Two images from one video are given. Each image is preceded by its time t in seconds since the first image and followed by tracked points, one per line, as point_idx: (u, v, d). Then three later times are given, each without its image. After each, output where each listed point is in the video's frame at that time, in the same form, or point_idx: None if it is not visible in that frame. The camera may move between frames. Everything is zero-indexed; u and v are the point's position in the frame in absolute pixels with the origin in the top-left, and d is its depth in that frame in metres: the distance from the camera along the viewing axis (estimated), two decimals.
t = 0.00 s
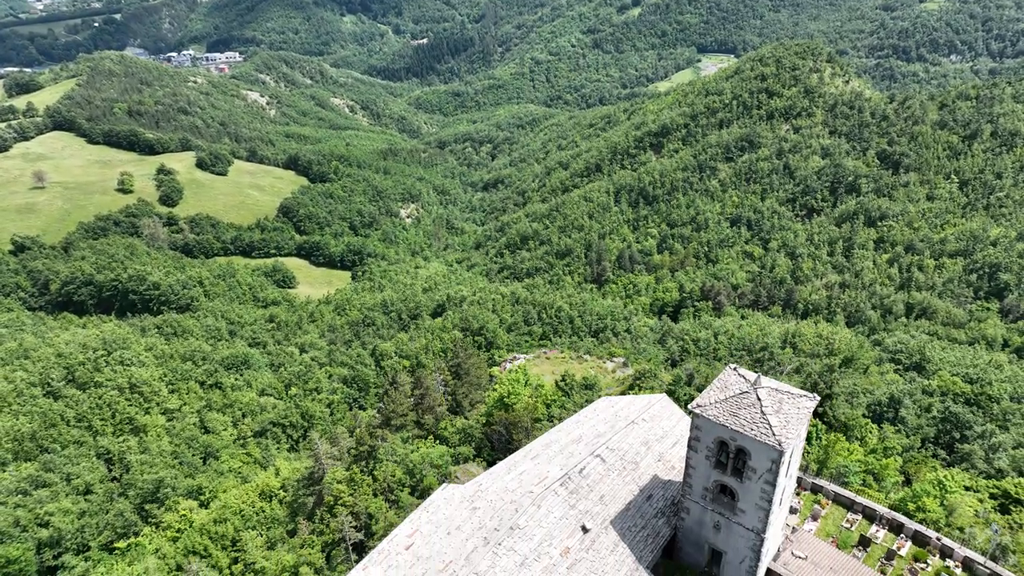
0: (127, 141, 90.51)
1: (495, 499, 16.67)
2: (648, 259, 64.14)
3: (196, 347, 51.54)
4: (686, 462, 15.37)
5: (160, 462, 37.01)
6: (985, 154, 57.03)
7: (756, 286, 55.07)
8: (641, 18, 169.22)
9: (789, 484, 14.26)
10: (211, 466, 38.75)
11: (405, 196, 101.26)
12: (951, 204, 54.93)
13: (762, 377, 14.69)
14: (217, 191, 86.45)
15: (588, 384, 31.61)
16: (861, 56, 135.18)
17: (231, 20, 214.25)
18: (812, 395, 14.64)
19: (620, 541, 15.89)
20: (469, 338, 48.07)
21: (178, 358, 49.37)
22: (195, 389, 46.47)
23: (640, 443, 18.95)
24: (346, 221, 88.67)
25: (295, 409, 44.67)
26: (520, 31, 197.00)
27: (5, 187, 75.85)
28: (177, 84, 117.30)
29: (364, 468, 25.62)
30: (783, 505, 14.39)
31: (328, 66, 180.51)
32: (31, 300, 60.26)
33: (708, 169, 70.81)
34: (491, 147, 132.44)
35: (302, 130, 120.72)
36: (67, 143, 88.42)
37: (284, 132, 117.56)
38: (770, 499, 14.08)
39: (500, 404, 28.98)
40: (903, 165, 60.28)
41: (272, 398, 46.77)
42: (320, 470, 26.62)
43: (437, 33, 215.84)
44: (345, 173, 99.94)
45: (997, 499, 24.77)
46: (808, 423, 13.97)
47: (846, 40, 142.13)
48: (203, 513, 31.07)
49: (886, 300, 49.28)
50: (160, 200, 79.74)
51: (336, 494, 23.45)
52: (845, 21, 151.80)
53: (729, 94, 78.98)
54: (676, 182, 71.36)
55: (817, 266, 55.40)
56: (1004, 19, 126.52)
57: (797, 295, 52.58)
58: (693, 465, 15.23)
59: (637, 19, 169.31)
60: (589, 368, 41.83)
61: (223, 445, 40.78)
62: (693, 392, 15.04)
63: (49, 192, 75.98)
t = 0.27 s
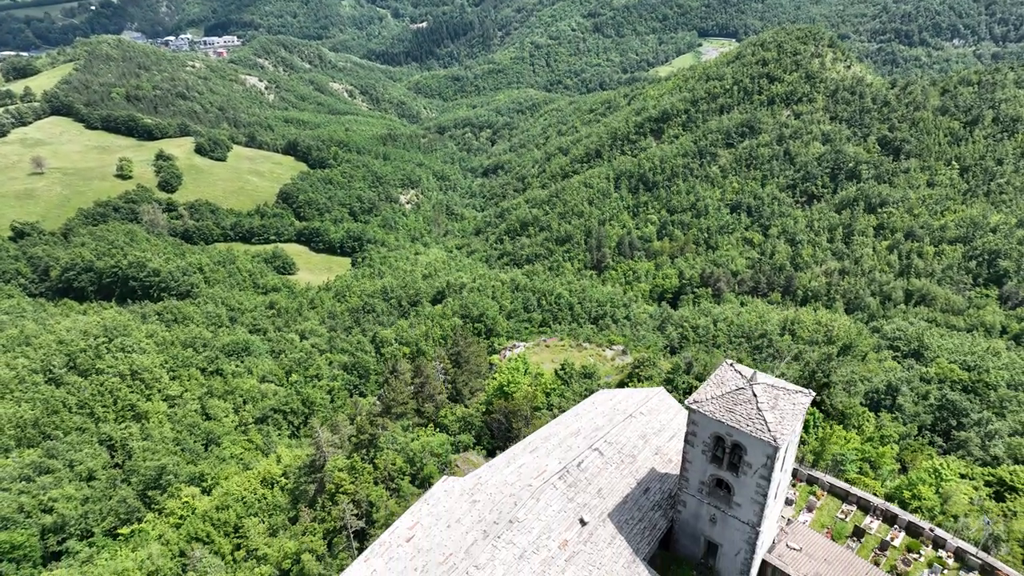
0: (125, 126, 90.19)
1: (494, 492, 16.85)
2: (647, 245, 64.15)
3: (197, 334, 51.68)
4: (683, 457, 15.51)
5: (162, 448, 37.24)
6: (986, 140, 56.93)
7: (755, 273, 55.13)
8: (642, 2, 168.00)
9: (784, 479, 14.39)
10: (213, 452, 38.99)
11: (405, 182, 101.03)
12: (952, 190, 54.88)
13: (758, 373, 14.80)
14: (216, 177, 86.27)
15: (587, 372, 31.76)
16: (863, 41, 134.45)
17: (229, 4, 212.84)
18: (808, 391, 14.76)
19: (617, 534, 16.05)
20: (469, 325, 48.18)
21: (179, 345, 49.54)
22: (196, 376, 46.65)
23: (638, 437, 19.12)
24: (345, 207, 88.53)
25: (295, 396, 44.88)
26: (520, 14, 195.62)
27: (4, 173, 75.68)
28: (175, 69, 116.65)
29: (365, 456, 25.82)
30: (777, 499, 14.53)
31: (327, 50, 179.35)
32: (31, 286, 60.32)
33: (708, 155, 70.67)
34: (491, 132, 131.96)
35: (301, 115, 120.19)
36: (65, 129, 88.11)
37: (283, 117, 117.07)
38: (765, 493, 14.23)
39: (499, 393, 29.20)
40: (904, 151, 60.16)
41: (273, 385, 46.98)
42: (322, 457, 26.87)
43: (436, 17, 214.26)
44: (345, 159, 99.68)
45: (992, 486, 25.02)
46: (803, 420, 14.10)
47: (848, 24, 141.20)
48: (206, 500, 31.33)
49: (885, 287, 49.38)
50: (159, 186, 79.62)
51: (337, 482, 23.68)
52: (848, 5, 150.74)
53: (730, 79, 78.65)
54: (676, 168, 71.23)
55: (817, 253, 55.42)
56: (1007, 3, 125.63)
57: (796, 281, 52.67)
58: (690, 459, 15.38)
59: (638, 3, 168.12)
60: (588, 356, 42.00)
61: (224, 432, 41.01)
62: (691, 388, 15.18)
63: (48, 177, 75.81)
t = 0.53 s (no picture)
0: (123, 111, 89.84)
1: (493, 485, 17.05)
2: (647, 232, 64.11)
3: (197, 321, 51.79)
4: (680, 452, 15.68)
5: (164, 435, 37.45)
6: (987, 126, 56.78)
7: (755, 259, 55.19)
8: None
9: (778, 474, 14.57)
10: (215, 439, 39.21)
11: (404, 168, 100.77)
12: (952, 176, 54.81)
13: (755, 370, 14.93)
14: (215, 163, 86.06)
15: (587, 360, 31.90)
16: (865, 25, 133.77)
17: None
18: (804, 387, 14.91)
19: (615, 526, 16.22)
20: (469, 312, 48.32)
21: (180, 332, 49.66)
22: (197, 363, 46.81)
23: (635, 430, 19.33)
24: (345, 193, 88.37)
25: (296, 382, 45.09)
26: None
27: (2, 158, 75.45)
28: (173, 53, 116.02)
29: (366, 445, 26.01)
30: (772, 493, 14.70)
31: (325, 34, 178.33)
32: (31, 272, 60.36)
33: (708, 141, 70.49)
34: (491, 117, 131.47)
35: (300, 100, 119.67)
36: (63, 114, 87.76)
37: (282, 102, 116.57)
38: (760, 488, 14.41)
39: (499, 381, 29.41)
40: (905, 137, 60.01)
41: (273, 372, 47.19)
42: (323, 445, 27.08)
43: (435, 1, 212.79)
44: (344, 144, 99.40)
45: (987, 474, 25.22)
46: (798, 416, 14.27)
47: (851, 8, 140.27)
48: (208, 487, 31.57)
49: (884, 274, 49.48)
50: (158, 172, 79.46)
51: (338, 471, 23.88)
52: None
53: (731, 64, 78.27)
54: (676, 154, 71.07)
55: (817, 239, 55.41)
56: None
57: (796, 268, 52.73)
58: (686, 453, 15.55)
59: None
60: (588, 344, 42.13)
61: (226, 419, 41.21)
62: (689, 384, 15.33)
63: (46, 163, 75.59)
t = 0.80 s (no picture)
0: (122, 97, 89.45)
1: (493, 478, 17.25)
2: (647, 218, 64.06)
3: (198, 307, 51.87)
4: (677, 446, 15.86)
5: (166, 422, 37.65)
6: (989, 112, 56.60)
7: (755, 246, 55.25)
8: None
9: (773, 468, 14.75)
10: (216, 426, 39.41)
11: (404, 154, 100.45)
12: (953, 162, 54.72)
13: (751, 366, 15.06)
14: (214, 149, 85.81)
15: (586, 349, 32.03)
16: (868, 9, 132.84)
17: None
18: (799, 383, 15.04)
19: (613, 518, 16.39)
20: (469, 299, 48.38)
21: (181, 319, 49.75)
22: (198, 350, 46.94)
23: (633, 424, 19.51)
24: (344, 179, 88.18)
25: (297, 369, 45.30)
26: None
27: None
28: (171, 38, 115.31)
29: (367, 434, 26.19)
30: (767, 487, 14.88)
31: (324, 18, 177.14)
32: (31, 259, 60.37)
33: (709, 127, 70.29)
34: (490, 102, 130.92)
35: (298, 85, 119.08)
36: (60, 99, 87.39)
37: (281, 87, 116.01)
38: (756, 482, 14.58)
39: (499, 369, 29.60)
40: (906, 123, 59.84)
41: (274, 359, 47.37)
42: (324, 433, 27.30)
43: None
44: (343, 130, 99.06)
45: (983, 462, 25.43)
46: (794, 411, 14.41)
47: None
48: (210, 474, 31.81)
49: (884, 261, 49.54)
50: (157, 158, 79.25)
51: (340, 459, 24.11)
52: None
53: (732, 50, 77.88)
54: (677, 140, 70.89)
55: (817, 225, 55.38)
56: None
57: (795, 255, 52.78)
58: (683, 448, 15.73)
59: None
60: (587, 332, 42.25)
61: (227, 405, 41.39)
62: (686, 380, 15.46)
63: (45, 149, 75.33)
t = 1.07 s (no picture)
0: (120, 82, 89.05)
1: (493, 471, 17.44)
2: (647, 204, 64.02)
3: (198, 294, 51.95)
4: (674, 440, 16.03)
5: (168, 409, 37.88)
6: (990, 98, 56.38)
7: (755, 233, 55.33)
8: None
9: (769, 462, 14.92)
10: (218, 413, 39.64)
11: (404, 139, 100.12)
12: (954, 149, 54.62)
13: (748, 361, 15.20)
14: (213, 134, 85.55)
15: (585, 338, 32.20)
16: None
17: None
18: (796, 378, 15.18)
19: (610, 511, 16.61)
20: (469, 286, 48.49)
21: (181, 306, 49.86)
22: (198, 336, 47.10)
23: (631, 417, 19.68)
24: (344, 165, 87.99)
25: (297, 356, 45.53)
26: None
27: None
28: (168, 22, 114.53)
29: (367, 422, 26.39)
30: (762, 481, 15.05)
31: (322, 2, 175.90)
32: (31, 245, 60.38)
33: (709, 113, 70.08)
34: (490, 88, 130.31)
35: (297, 70, 118.46)
36: (58, 84, 86.98)
37: (280, 72, 115.41)
38: (752, 476, 14.76)
39: (498, 358, 29.79)
40: (907, 109, 59.66)
41: (275, 346, 47.55)
42: (325, 422, 27.54)
43: None
44: (342, 115, 98.73)
45: (979, 450, 25.60)
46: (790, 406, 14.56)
47: None
48: (212, 461, 32.08)
49: (883, 247, 49.59)
50: (156, 143, 79.03)
51: (341, 447, 24.33)
52: None
53: (733, 35, 77.45)
54: (677, 126, 70.69)
55: (817, 212, 55.35)
56: None
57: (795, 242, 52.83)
58: (681, 441, 15.90)
59: None
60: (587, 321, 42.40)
61: (228, 392, 41.59)
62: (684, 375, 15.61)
63: (43, 134, 75.09)
